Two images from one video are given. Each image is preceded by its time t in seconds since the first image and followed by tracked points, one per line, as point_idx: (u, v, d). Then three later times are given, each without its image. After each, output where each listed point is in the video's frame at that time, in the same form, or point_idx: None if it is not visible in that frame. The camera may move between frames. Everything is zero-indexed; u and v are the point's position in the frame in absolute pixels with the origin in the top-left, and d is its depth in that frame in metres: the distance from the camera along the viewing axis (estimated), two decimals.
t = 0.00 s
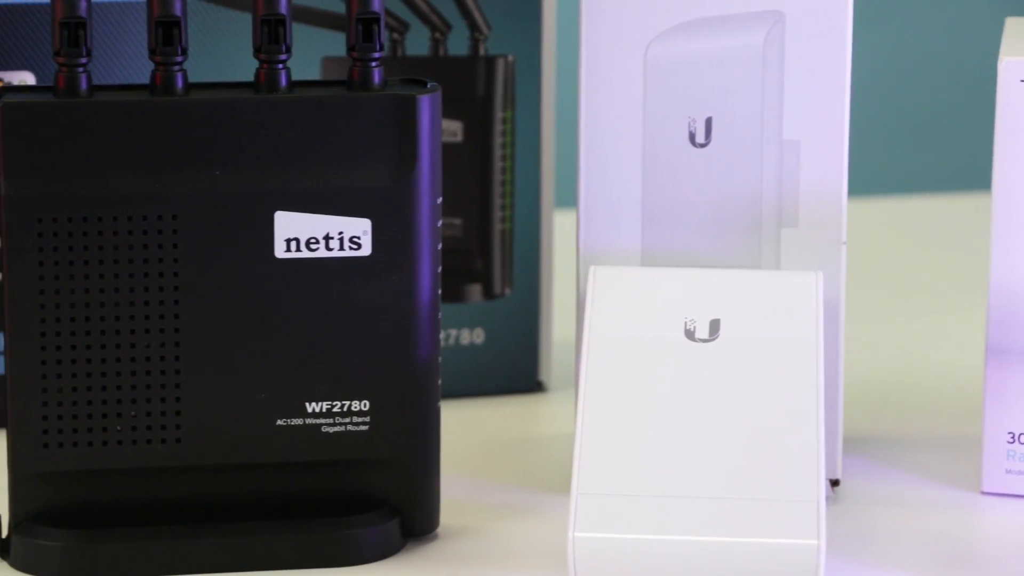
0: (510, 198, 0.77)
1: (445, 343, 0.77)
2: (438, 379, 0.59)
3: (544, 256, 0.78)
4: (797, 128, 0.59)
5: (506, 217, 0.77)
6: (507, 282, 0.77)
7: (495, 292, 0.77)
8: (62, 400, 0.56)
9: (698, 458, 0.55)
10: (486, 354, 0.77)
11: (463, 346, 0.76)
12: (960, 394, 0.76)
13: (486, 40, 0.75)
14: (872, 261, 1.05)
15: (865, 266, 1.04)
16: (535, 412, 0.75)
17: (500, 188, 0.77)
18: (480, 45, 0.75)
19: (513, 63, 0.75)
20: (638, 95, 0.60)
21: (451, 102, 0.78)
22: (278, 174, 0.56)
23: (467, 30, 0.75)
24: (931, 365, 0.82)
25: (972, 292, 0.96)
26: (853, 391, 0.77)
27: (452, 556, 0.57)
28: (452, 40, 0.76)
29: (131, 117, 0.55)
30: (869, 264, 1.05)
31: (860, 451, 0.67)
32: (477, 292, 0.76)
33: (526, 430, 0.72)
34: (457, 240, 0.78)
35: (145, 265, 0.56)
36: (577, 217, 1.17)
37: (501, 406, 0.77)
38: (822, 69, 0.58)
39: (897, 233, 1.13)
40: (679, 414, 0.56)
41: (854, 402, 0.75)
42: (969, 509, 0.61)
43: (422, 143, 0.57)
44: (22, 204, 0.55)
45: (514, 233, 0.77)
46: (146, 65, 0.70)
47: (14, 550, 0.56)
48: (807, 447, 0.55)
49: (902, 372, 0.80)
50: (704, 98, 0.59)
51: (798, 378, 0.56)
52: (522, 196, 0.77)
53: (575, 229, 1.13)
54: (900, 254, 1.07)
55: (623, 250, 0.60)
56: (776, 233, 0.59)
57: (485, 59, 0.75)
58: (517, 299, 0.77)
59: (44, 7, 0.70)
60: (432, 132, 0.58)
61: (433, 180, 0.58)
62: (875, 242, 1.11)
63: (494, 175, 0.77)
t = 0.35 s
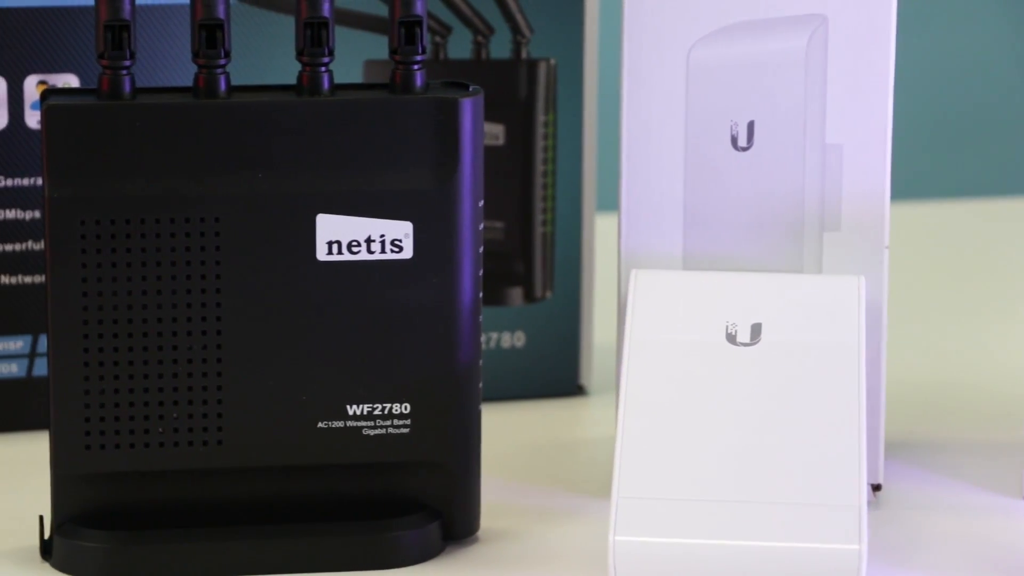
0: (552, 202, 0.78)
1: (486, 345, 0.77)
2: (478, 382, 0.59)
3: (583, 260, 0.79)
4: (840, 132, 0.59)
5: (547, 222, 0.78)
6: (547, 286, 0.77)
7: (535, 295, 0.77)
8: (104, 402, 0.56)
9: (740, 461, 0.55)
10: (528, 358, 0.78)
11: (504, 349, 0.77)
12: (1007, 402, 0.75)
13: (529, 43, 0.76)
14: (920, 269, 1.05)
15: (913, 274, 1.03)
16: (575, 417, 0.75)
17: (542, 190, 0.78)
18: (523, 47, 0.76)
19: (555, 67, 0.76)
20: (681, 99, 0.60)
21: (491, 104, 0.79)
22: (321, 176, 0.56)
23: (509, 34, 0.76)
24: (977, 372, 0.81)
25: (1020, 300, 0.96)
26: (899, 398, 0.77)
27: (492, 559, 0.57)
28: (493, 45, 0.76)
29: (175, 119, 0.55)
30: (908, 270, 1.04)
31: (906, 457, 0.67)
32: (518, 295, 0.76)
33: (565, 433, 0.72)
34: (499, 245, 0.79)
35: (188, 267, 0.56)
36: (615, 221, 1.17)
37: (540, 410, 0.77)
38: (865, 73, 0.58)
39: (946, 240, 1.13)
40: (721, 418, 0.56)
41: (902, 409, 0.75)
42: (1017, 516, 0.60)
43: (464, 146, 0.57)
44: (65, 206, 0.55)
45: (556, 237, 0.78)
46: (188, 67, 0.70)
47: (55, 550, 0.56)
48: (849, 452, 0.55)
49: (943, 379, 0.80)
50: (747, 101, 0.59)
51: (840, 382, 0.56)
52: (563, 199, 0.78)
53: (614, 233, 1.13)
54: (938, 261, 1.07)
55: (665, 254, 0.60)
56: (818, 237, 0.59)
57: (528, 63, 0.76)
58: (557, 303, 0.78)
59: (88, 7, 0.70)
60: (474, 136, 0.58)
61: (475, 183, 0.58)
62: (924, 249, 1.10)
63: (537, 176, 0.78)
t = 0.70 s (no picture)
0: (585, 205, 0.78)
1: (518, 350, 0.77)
2: (511, 387, 0.59)
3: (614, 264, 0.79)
4: (873, 138, 0.59)
5: (580, 226, 0.78)
6: (580, 291, 0.77)
7: (569, 300, 0.78)
8: (137, 405, 0.56)
9: (773, 466, 0.55)
10: (561, 362, 0.78)
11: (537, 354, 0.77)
12: None
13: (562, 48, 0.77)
14: (957, 275, 1.05)
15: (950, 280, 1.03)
16: (608, 421, 0.75)
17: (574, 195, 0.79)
18: (556, 52, 0.76)
19: (588, 71, 0.76)
20: (713, 103, 0.60)
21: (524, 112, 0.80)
22: (354, 181, 0.56)
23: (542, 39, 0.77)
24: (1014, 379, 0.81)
25: None
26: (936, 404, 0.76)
27: (524, 564, 0.57)
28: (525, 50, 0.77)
29: (209, 123, 0.55)
30: (940, 277, 1.04)
31: (945, 463, 0.67)
32: (550, 299, 0.77)
33: (598, 438, 0.72)
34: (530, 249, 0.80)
35: (221, 271, 0.56)
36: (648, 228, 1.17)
37: (573, 415, 0.77)
38: (898, 78, 0.58)
39: (984, 246, 1.12)
40: (754, 423, 0.56)
41: (939, 415, 0.75)
42: None
43: (496, 151, 0.57)
44: (100, 209, 0.56)
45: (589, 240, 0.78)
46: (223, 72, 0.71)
47: (88, 553, 0.56)
48: (883, 458, 0.55)
49: (978, 385, 0.80)
50: (781, 106, 0.60)
51: (873, 387, 0.56)
52: (597, 203, 0.78)
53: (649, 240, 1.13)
54: (973, 266, 1.07)
55: (697, 259, 0.60)
56: (851, 243, 0.59)
57: (560, 67, 0.77)
58: (589, 308, 0.78)
59: (123, 13, 0.71)
60: (507, 141, 0.58)
61: (508, 188, 0.58)
62: (961, 255, 1.10)
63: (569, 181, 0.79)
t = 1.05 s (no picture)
0: (616, 207, 0.78)
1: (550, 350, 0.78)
2: (541, 387, 0.59)
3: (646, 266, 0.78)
4: (906, 139, 0.59)
5: (611, 226, 0.78)
6: (610, 291, 0.78)
7: (598, 300, 0.78)
8: (169, 404, 0.56)
9: (805, 468, 0.55)
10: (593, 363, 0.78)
11: (565, 354, 0.77)
12: None
13: (593, 48, 0.77)
14: (990, 277, 1.04)
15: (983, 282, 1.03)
16: (638, 421, 0.75)
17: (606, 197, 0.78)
18: (587, 52, 0.76)
19: (620, 71, 0.77)
20: (746, 104, 0.60)
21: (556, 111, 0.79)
22: (386, 181, 0.56)
23: (574, 40, 0.77)
24: None
25: None
26: (969, 406, 0.76)
27: (554, 564, 0.57)
28: (557, 51, 0.77)
29: (241, 123, 0.55)
30: (976, 281, 1.04)
31: (979, 465, 0.67)
32: (581, 300, 0.78)
33: (627, 439, 0.72)
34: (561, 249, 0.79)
35: (253, 271, 0.56)
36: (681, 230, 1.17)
37: (602, 415, 0.77)
38: (931, 80, 0.59)
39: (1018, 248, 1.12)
40: (785, 424, 0.56)
41: (973, 416, 0.74)
42: None
43: (528, 151, 0.57)
44: (132, 209, 0.56)
45: (620, 241, 0.78)
46: (255, 71, 0.72)
47: (119, 552, 0.56)
48: (915, 459, 0.54)
49: (1012, 387, 0.79)
50: (813, 107, 0.60)
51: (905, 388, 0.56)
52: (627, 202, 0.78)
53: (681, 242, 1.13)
54: (1007, 268, 1.06)
55: (729, 260, 0.60)
56: (883, 243, 0.59)
57: (592, 67, 0.77)
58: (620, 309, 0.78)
59: (155, 12, 0.71)
60: (539, 140, 0.58)
61: (539, 189, 0.58)
62: (995, 256, 1.10)
63: (600, 182, 0.79)
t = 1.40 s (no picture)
0: (650, 208, 0.78)
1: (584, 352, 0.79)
2: (574, 389, 0.59)
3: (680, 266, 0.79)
4: (941, 141, 0.59)
5: (645, 227, 0.78)
6: (644, 292, 0.79)
7: (632, 301, 0.79)
8: (203, 404, 0.57)
9: (840, 470, 0.55)
10: (627, 362, 0.79)
11: (600, 355, 0.79)
12: None
13: (627, 49, 0.77)
14: None
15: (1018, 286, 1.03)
16: (669, 424, 0.76)
17: (640, 198, 0.78)
18: (621, 54, 0.76)
19: (654, 72, 0.77)
20: (780, 105, 0.60)
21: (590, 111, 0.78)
22: (420, 182, 0.56)
23: (609, 41, 0.76)
24: None
25: None
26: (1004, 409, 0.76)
27: (587, 565, 0.57)
28: (592, 53, 0.77)
29: (275, 123, 0.55)
30: (1012, 283, 1.03)
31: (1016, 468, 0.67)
32: (615, 302, 0.78)
33: (658, 441, 0.72)
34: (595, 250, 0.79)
35: (287, 271, 0.56)
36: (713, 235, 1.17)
37: (633, 418, 0.77)
38: (966, 82, 0.59)
39: None
40: (821, 426, 0.56)
41: (1009, 419, 0.74)
42: None
43: (562, 151, 0.57)
44: (166, 209, 0.56)
45: (654, 242, 0.79)
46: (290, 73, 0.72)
47: (153, 552, 0.56)
48: (949, 462, 0.54)
49: None
50: (847, 108, 0.60)
51: (941, 391, 0.56)
52: (661, 202, 0.79)
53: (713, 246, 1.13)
54: None
55: (764, 262, 0.61)
56: (919, 246, 0.60)
57: (627, 69, 0.76)
58: (654, 309, 0.79)
59: (191, 13, 0.72)
60: (572, 140, 0.58)
61: (573, 190, 0.58)
62: None
63: (634, 184, 0.78)
